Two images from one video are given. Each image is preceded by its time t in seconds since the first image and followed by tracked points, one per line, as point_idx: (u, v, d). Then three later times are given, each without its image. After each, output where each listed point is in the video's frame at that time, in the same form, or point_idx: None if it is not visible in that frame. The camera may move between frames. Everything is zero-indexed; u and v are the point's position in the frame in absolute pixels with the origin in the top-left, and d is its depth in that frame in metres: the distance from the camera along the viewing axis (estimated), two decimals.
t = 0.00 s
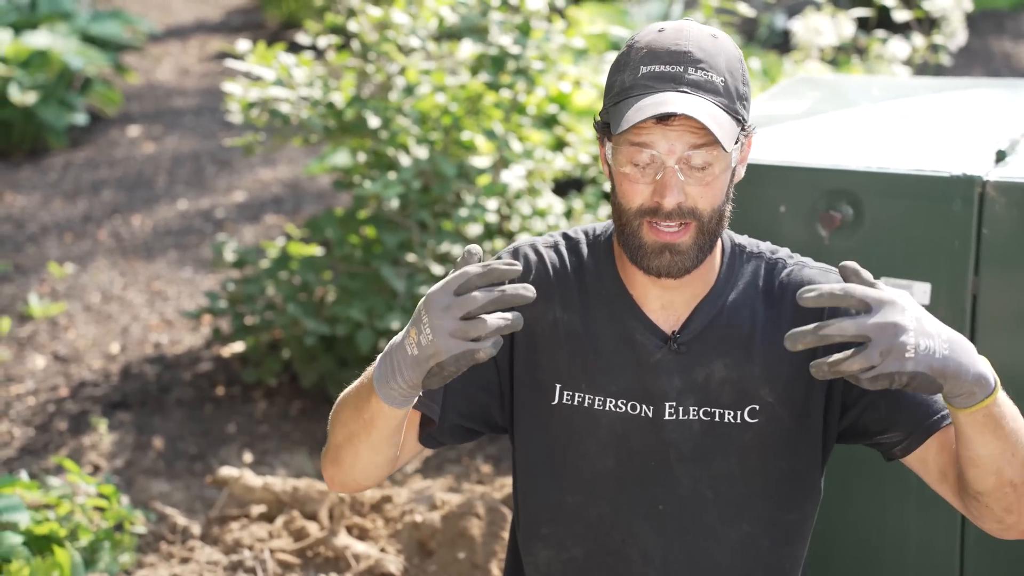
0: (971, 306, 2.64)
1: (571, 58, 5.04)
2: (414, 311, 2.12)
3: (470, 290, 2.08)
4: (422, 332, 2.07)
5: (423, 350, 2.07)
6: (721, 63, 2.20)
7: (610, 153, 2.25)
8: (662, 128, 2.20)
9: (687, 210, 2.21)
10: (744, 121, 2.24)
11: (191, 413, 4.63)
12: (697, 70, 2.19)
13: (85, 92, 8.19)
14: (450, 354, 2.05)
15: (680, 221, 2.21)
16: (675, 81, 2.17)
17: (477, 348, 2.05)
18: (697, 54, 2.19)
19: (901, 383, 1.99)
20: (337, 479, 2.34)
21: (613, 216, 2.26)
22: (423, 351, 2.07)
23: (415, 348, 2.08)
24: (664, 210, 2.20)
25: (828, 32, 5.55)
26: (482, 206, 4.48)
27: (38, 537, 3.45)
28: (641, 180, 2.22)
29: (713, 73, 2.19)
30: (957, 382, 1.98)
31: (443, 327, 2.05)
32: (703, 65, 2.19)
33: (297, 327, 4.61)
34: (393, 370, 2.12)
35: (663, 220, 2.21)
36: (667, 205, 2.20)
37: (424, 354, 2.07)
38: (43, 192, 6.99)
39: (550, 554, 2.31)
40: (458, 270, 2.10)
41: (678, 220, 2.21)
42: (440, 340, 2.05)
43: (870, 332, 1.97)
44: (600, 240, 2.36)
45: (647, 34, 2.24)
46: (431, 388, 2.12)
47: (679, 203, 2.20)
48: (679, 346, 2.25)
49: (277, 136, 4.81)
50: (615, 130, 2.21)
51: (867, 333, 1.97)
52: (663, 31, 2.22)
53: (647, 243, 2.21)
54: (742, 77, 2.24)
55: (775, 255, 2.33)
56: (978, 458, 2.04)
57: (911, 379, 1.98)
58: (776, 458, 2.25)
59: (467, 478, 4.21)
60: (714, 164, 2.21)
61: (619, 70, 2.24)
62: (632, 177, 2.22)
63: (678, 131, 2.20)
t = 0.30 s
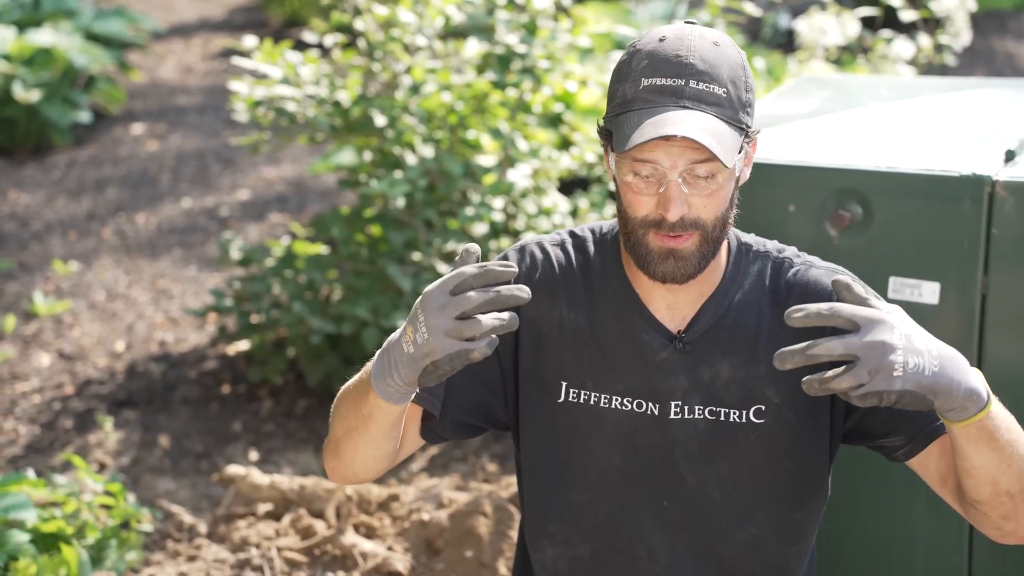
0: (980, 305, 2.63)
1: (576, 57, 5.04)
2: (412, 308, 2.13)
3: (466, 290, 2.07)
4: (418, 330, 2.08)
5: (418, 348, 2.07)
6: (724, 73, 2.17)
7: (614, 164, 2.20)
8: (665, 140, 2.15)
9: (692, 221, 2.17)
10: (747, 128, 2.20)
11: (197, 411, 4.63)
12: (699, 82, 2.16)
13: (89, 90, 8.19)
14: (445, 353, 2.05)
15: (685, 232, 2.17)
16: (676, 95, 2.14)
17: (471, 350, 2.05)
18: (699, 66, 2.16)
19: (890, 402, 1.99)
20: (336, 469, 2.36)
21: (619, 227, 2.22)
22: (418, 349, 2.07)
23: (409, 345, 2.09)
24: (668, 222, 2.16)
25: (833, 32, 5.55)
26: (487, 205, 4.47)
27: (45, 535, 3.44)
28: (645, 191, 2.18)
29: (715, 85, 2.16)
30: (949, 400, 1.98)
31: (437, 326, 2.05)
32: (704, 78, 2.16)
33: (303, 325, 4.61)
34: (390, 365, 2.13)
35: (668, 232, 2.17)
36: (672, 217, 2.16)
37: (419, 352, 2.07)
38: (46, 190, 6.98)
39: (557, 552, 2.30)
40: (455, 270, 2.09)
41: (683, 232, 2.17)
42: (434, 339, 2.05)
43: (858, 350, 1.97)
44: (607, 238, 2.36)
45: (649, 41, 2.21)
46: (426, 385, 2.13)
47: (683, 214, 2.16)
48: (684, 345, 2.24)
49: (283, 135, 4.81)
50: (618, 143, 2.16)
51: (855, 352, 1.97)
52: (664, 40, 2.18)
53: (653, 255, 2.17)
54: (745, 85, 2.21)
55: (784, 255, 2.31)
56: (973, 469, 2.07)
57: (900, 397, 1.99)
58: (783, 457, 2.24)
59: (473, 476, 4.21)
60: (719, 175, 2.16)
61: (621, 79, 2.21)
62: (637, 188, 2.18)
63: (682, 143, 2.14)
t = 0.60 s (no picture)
0: (982, 307, 2.64)
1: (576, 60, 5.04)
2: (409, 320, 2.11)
3: (464, 305, 2.06)
4: (415, 343, 2.07)
5: (415, 361, 2.06)
6: (724, 74, 2.17)
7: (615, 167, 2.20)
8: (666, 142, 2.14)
9: (693, 222, 2.17)
10: (747, 129, 2.21)
11: (197, 414, 4.62)
12: (699, 82, 2.16)
13: (87, 92, 8.18)
14: (442, 367, 2.05)
15: (687, 234, 2.17)
16: (677, 95, 2.14)
17: (469, 364, 2.04)
18: (699, 67, 2.16)
19: (887, 422, 1.99)
20: (334, 470, 2.37)
21: (620, 229, 2.22)
22: (416, 362, 2.06)
23: (407, 358, 2.08)
24: (670, 224, 2.16)
25: (832, 35, 5.57)
26: (487, 207, 4.47)
27: (45, 538, 3.43)
28: (647, 194, 2.17)
29: (715, 86, 2.16)
30: (946, 416, 1.99)
31: (435, 340, 2.04)
32: (704, 78, 2.16)
33: (303, 328, 4.61)
34: (387, 377, 2.12)
35: (671, 234, 2.17)
36: (674, 219, 2.16)
37: (417, 366, 2.06)
38: (44, 192, 6.97)
39: (561, 553, 2.30)
40: (453, 283, 2.08)
41: (685, 233, 2.17)
42: (433, 354, 2.04)
43: (853, 373, 1.95)
44: (609, 240, 2.35)
45: (649, 43, 2.20)
46: (423, 397, 2.13)
47: (685, 216, 2.16)
48: (687, 348, 2.24)
49: (283, 138, 4.80)
50: (619, 146, 2.16)
51: (851, 375, 1.95)
52: (664, 42, 2.18)
53: (655, 258, 2.17)
54: (745, 85, 2.21)
55: (787, 257, 2.30)
56: (972, 480, 2.08)
57: (895, 418, 1.98)
58: (785, 459, 2.24)
59: (474, 479, 4.21)
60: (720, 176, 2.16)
61: (622, 82, 2.21)
62: (638, 191, 2.18)
63: (683, 145, 2.14)
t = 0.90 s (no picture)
0: (980, 307, 2.64)
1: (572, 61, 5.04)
2: (428, 364, 2.10)
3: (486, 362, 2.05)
4: (432, 392, 2.07)
5: (431, 410, 2.08)
6: (735, 71, 2.17)
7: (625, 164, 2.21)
8: (676, 138, 2.16)
9: (703, 220, 2.17)
10: (758, 129, 2.20)
11: (192, 414, 4.61)
12: (711, 78, 2.15)
13: (80, 92, 8.16)
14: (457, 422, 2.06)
15: (697, 231, 2.18)
16: (688, 90, 2.14)
17: (485, 421, 2.06)
18: (710, 63, 2.16)
19: None
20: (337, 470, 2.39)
21: (631, 226, 2.23)
22: (432, 409, 2.08)
23: (423, 404, 2.10)
24: (680, 220, 2.17)
25: (827, 36, 5.59)
26: (484, 208, 4.47)
27: (40, 538, 3.42)
28: (656, 190, 2.18)
29: (726, 82, 2.16)
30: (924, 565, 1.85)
31: (452, 395, 2.04)
32: (715, 74, 2.16)
33: (299, 328, 4.60)
34: (403, 414, 2.14)
35: (681, 231, 2.17)
36: (683, 215, 2.16)
37: (432, 413, 2.08)
38: (38, 192, 6.95)
39: (561, 553, 2.31)
40: (477, 338, 2.06)
41: (695, 231, 2.17)
42: (450, 407, 2.05)
43: (813, 541, 1.81)
44: (618, 241, 2.35)
45: (661, 41, 2.21)
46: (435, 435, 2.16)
47: (694, 212, 2.16)
48: (693, 352, 2.22)
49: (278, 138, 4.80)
50: (628, 141, 2.17)
51: (810, 544, 1.81)
52: (676, 40, 2.19)
53: (665, 253, 2.17)
54: (757, 84, 2.21)
55: (797, 267, 2.27)
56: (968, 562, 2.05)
57: None
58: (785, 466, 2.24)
59: (470, 479, 4.21)
60: (730, 173, 2.16)
61: (634, 79, 2.21)
62: (649, 187, 2.18)
63: (693, 141, 2.15)
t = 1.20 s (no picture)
0: (976, 308, 2.65)
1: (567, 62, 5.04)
2: (458, 456, 2.07)
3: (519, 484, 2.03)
4: (457, 490, 2.06)
5: (450, 501, 2.08)
6: (769, 81, 2.16)
7: (652, 167, 2.20)
8: (707, 145, 2.14)
9: (726, 231, 2.16)
10: (789, 141, 2.18)
11: (186, 415, 4.60)
12: (744, 86, 2.13)
13: (73, 91, 8.13)
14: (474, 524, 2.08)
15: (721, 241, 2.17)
16: (721, 97, 2.12)
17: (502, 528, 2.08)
18: (745, 72, 2.15)
19: None
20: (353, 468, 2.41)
21: (654, 231, 2.22)
22: (453, 501, 2.08)
23: (444, 488, 2.09)
24: (703, 229, 2.16)
25: (821, 38, 5.61)
26: (478, 209, 4.47)
27: (33, 539, 3.40)
28: (682, 197, 2.17)
29: (760, 91, 2.14)
30: None
31: (477, 507, 2.05)
32: (749, 82, 2.14)
33: (293, 329, 4.59)
34: (422, 483, 2.14)
35: (704, 240, 2.17)
36: (707, 224, 2.16)
37: (453, 504, 2.09)
38: (30, 192, 6.93)
39: (566, 560, 2.34)
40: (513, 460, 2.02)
41: (719, 240, 2.17)
42: (472, 511, 2.06)
43: None
44: (635, 249, 2.35)
45: (696, 49, 2.20)
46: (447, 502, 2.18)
47: (718, 222, 2.15)
48: (704, 371, 2.21)
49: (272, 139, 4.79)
50: (658, 144, 2.16)
51: None
52: (711, 48, 2.18)
53: (687, 261, 2.17)
54: (789, 96, 2.20)
55: (815, 289, 2.25)
56: None
57: None
58: (789, 484, 2.25)
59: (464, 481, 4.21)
60: (758, 185, 2.15)
61: (665, 83, 2.19)
62: (675, 193, 2.17)
63: (724, 149, 2.14)
